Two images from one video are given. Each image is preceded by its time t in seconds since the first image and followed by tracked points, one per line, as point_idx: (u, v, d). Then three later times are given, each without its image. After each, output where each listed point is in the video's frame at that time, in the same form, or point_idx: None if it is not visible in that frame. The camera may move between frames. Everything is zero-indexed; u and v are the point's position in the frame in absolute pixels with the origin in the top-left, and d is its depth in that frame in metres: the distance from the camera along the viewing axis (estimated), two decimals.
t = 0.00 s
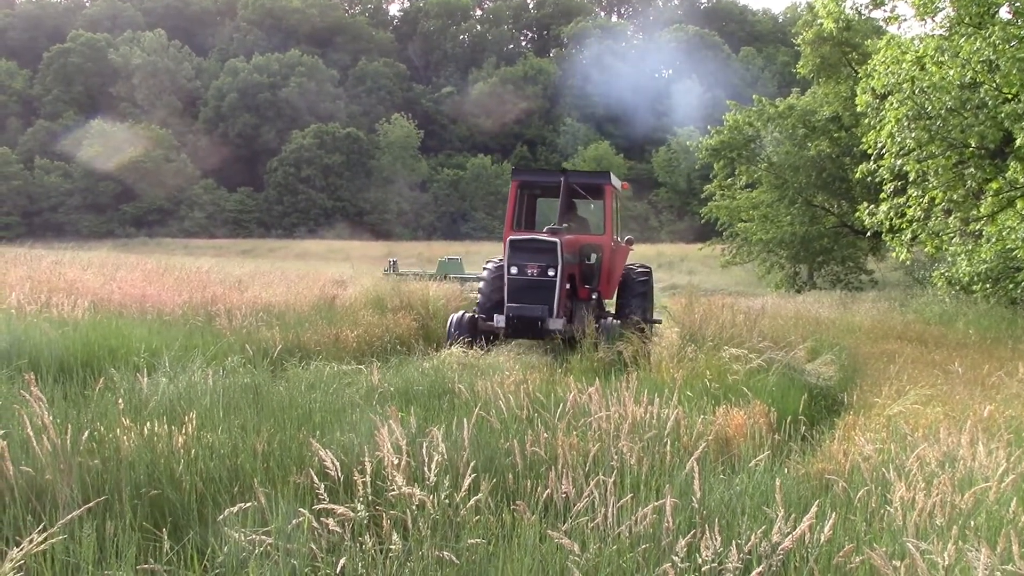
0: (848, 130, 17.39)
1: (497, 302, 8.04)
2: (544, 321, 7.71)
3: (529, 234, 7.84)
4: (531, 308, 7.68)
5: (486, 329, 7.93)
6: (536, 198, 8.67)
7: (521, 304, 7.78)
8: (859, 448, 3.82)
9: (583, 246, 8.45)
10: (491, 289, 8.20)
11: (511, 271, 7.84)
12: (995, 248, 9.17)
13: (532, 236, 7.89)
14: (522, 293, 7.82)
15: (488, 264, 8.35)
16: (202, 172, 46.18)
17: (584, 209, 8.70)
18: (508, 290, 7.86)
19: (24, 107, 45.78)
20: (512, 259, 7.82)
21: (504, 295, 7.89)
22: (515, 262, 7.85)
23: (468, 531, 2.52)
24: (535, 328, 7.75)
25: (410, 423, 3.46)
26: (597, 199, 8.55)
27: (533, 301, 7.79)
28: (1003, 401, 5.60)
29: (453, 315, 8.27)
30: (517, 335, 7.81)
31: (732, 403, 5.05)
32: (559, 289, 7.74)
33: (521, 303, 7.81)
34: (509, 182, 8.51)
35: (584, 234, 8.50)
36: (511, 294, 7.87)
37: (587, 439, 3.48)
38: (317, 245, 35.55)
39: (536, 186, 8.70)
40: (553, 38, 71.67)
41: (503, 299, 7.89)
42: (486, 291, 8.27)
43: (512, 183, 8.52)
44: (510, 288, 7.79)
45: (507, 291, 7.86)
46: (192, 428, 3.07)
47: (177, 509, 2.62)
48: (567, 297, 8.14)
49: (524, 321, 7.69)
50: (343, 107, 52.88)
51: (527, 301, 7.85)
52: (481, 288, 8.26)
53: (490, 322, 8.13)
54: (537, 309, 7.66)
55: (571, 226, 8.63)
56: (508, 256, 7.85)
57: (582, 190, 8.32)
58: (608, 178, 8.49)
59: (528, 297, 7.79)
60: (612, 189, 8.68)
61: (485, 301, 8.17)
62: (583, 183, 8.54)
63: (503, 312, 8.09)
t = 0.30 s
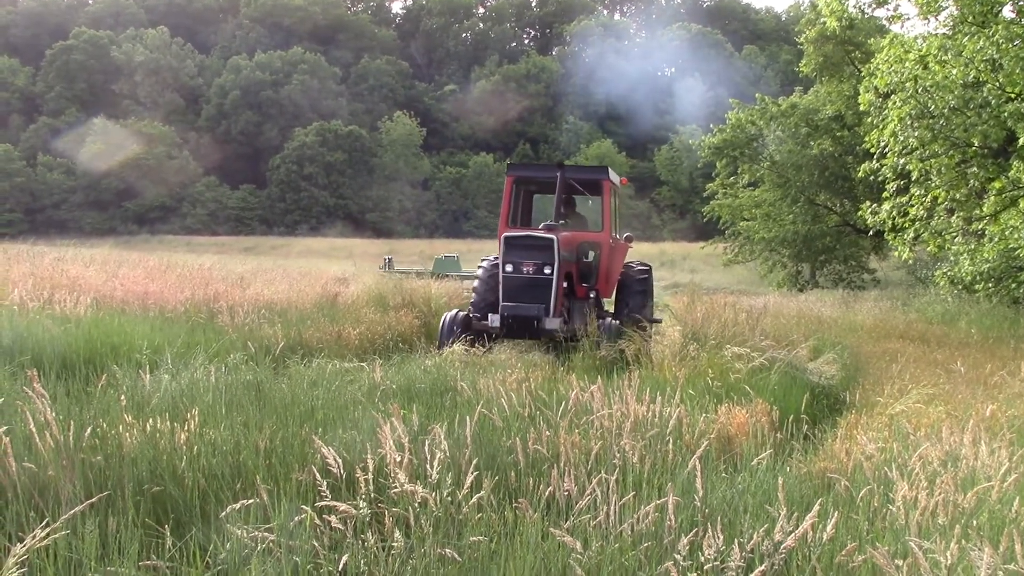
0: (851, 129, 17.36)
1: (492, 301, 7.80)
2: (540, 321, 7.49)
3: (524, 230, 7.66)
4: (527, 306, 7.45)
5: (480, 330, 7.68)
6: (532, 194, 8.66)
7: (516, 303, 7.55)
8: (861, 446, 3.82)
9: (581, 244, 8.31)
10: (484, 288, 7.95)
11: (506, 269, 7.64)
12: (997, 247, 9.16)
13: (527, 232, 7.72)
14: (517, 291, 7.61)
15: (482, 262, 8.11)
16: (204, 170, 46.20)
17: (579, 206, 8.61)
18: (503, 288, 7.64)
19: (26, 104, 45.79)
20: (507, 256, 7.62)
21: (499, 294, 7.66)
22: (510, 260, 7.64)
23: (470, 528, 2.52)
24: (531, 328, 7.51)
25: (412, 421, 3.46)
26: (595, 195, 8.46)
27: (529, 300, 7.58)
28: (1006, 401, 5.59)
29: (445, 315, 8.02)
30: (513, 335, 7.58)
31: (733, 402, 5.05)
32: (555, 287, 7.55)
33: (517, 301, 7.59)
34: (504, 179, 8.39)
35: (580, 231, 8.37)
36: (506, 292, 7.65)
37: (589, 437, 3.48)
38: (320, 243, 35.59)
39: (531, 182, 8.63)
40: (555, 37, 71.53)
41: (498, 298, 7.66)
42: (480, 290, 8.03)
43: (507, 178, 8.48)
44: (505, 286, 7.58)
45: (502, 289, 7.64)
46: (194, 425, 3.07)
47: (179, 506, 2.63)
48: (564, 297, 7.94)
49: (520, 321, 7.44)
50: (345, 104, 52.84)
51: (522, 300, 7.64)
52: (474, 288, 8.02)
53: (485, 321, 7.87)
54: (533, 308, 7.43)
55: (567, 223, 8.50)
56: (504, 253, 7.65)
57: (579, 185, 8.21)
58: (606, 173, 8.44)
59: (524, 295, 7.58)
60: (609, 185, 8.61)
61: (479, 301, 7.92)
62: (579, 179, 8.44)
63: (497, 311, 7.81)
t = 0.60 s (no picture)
0: (857, 129, 17.31)
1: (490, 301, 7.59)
2: (539, 321, 7.24)
3: (522, 227, 7.45)
4: (526, 306, 7.22)
5: (478, 330, 7.47)
6: (530, 189, 8.44)
7: (514, 302, 7.33)
8: (864, 446, 3.81)
9: (581, 241, 8.07)
10: (481, 286, 7.72)
11: (503, 267, 7.43)
12: (1002, 249, 9.13)
13: (525, 228, 7.51)
14: (516, 290, 7.39)
15: (479, 260, 7.89)
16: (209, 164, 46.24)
17: (580, 202, 8.36)
18: (501, 287, 7.43)
19: (32, 96, 45.82)
20: (504, 253, 7.41)
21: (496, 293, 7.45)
22: (508, 257, 7.44)
23: (473, 524, 2.53)
24: (529, 327, 7.26)
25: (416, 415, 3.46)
26: (595, 191, 8.20)
27: (528, 299, 7.35)
28: (1009, 402, 5.59)
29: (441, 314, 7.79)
30: (511, 335, 7.34)
31: (736, 400, 5.06)
32: (555, 285, 7.31)
33: (515, 300, 7.37)
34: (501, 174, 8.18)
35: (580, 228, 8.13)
36: (503, 291, 7.43)
37: (592, 434, 3.48)
38: (325, 238, 35.61)
39: (529, 177, 8.40)
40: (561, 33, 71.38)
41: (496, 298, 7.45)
42: (477, 290, 7.80)
43: (505, 173, 8.25)
44: (502, 285, 7.36)
45: (500, 287, 7.42)
46: (197, 419, 3.07)
47: (182, 498, 2.64)
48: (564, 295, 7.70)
49: (518, 321, 7.20)
50: (350, 99, 52.79)
51: (521, 299, 7.42)
52: (471, 287, 7.80)
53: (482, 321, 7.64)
54: (532, 307, 7.19)
55: (567, 220, 8.27)
56: (501, 251, 7.43)
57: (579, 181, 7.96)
58: (607, 168, 8.17)
59: (522, 294, 7.36)
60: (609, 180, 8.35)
61: (475, 301, 7.70)
62: (579, 174, 8.19)
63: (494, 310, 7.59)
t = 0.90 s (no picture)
0: (859, 120, 17.27)
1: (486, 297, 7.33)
2: (536, 317, 6.98)
3: (517, 220, 7.16)
4: (522, 302, 6.95)
5: (473, 326, 7.21)
6: (525, 180, 8.12)
7: (510, 298, 7.06)
8: (869, 437, 3.81)
9: (580, 233, 7.77)
10: (477, 282, 7.46)
11: (499, 261, 7.15)
12: (1005, 239, 9.12)
13: (521, 221, 7.21)
14: (512, 285, 7.12)
15: (474, 255, 7.61)
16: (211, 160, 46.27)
17: (578, 193, 8.02)
18: (497, 282, 7.16)
19: (34, 94, 45.90)
20: (499, 247, 7.13)
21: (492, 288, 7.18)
22: (503, 251, 7.16)
23: (477, 517, 2.53)
24: (526, 324, 7.01)
25: (419, 409, 3.45)
26: (593, 181, 7.86)
27: (525, 295, 7.09)
28: (1014, 392, 5.59)
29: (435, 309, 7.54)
30: (507, 332, 7.09)
31: (740, 392, 5.07)
32: (552, 280, 7.03)
33: (512, 296, 7.11)
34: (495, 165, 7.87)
35: (578, 220, 7.82)
36: (499, 286, 7.16)
37: (597, 427, 3.49)
38: (327, 233, 35.63)
39: (524, 168, 8.08)
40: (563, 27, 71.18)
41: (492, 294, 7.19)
42: (472, 285, 7.53)
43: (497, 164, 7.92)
44: (498, 280, 7.09)
45: (495, 283, 7.16)
46: (202, 414, 3.08)
47: (186, 494, 2.64)
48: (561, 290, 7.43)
49: (515, 317, 6.94)
50: (352, 94, 52.73)
51: (517, 295, 7.15)
52: (466, 282, 7.53)
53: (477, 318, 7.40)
54: (528, 303, 6.92)
55: (564, 212, 7.94)
56: (496, 245, 7.16)
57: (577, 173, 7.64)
58: (605, 158, 7.80)
59: (519, 290, 7.09)
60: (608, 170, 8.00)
61: (470, 297, 7.44)
62: (576, 164, 7.85)
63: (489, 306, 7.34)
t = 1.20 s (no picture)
0: (862, 112, 17.17)
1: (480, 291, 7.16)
2: (531, 313, 6.84)
3: (513, 213, 6.98)
4: (516, 297, 6.79)
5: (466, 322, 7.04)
6: (523, 171, 8.01)
7: (504, 294, 6.91)
8: (871, 430, 3.81)
9: (578, 226, 7.63)
10: (471, 275, 7.30)
11: (493, 255, 6.96)
12: (1008, 232, 9.10)
13: (516, 214, 7.04)
14: (507, 280, 6.95)
15: (468, 248, 7.44)
16: (212, 154, 46.24)
17: (577, 185, 7.89)
18: (491, 276, 6.99)
19: (36, 88, 45.93)
20: (493, 241, 6.94)
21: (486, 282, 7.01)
22: (498, 244, 6.97)
23: (480, 509, 2.54)
24: (520, 320, 6.86)
25: (421, 402, 3.46)
26: (593, 173, 7.73)
27: (520, 290, 6.92)
28: (1015, 384, 5.60)
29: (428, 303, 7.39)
30: (501, 328, 6.93)
31: (743, 386, 5.09)
32: (549, 276, 6.87)
33: (506, 291, 6.94)
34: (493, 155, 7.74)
35: (577, 213, 7.68)
36: (493, 281, 6.99)
37: (598, 420, 3.50)
38: (329, 226, 35.64)
39: (522, 158, 7.95)
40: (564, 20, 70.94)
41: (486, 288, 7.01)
42: (466, 279, 7.36)
43: (495, 154, 7.82)
44: (491, 274, 6.92)
45: (489, 277, 6.99)
46: (205, 407, 3.08)
47: (189, 486, 2.65)
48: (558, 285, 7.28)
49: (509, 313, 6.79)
50: (354, 87, 52.62)
51: (512, 290, 6.99)
52: (460, 276, 7.36)
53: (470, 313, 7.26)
54: (522, 300, 6.78)
55: (562, 205, 7.80)
56: (490, 238, 6.96)
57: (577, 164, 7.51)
58: (605, 149, 7.64)
59: (513, 285, 6.92)
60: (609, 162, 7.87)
61: (464, 291, 7.29)
62: (575, 155, 7.70)
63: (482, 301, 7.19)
